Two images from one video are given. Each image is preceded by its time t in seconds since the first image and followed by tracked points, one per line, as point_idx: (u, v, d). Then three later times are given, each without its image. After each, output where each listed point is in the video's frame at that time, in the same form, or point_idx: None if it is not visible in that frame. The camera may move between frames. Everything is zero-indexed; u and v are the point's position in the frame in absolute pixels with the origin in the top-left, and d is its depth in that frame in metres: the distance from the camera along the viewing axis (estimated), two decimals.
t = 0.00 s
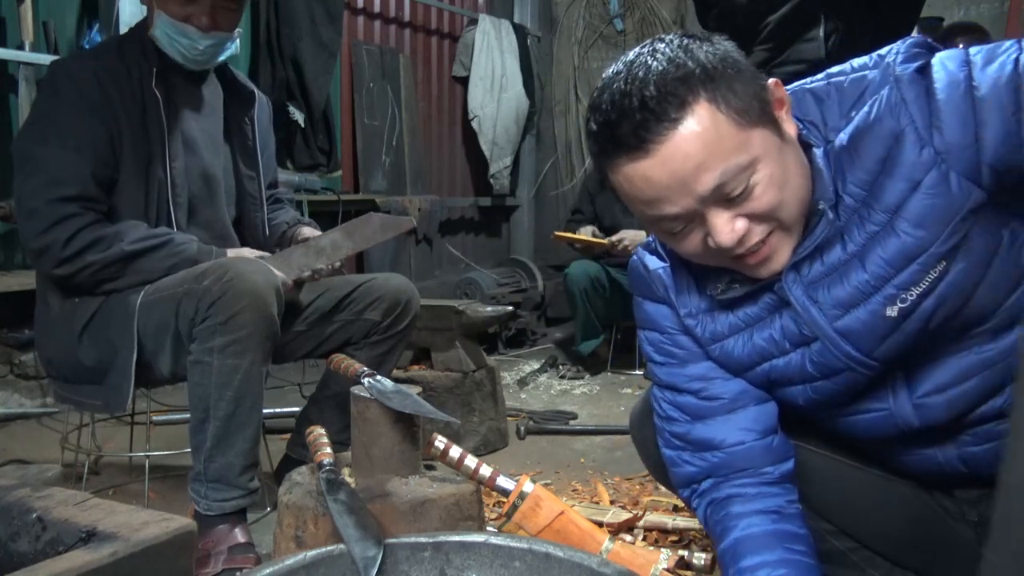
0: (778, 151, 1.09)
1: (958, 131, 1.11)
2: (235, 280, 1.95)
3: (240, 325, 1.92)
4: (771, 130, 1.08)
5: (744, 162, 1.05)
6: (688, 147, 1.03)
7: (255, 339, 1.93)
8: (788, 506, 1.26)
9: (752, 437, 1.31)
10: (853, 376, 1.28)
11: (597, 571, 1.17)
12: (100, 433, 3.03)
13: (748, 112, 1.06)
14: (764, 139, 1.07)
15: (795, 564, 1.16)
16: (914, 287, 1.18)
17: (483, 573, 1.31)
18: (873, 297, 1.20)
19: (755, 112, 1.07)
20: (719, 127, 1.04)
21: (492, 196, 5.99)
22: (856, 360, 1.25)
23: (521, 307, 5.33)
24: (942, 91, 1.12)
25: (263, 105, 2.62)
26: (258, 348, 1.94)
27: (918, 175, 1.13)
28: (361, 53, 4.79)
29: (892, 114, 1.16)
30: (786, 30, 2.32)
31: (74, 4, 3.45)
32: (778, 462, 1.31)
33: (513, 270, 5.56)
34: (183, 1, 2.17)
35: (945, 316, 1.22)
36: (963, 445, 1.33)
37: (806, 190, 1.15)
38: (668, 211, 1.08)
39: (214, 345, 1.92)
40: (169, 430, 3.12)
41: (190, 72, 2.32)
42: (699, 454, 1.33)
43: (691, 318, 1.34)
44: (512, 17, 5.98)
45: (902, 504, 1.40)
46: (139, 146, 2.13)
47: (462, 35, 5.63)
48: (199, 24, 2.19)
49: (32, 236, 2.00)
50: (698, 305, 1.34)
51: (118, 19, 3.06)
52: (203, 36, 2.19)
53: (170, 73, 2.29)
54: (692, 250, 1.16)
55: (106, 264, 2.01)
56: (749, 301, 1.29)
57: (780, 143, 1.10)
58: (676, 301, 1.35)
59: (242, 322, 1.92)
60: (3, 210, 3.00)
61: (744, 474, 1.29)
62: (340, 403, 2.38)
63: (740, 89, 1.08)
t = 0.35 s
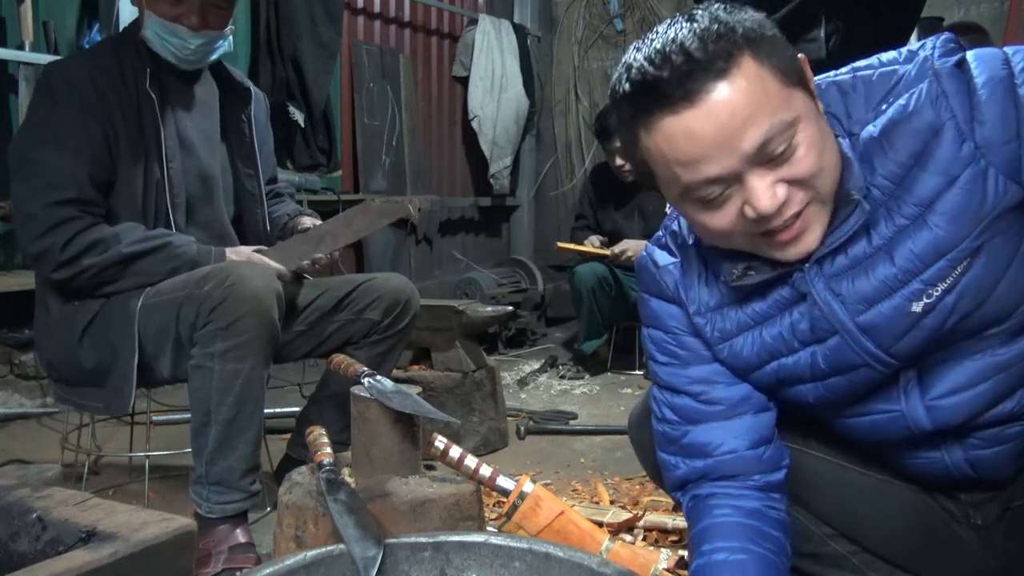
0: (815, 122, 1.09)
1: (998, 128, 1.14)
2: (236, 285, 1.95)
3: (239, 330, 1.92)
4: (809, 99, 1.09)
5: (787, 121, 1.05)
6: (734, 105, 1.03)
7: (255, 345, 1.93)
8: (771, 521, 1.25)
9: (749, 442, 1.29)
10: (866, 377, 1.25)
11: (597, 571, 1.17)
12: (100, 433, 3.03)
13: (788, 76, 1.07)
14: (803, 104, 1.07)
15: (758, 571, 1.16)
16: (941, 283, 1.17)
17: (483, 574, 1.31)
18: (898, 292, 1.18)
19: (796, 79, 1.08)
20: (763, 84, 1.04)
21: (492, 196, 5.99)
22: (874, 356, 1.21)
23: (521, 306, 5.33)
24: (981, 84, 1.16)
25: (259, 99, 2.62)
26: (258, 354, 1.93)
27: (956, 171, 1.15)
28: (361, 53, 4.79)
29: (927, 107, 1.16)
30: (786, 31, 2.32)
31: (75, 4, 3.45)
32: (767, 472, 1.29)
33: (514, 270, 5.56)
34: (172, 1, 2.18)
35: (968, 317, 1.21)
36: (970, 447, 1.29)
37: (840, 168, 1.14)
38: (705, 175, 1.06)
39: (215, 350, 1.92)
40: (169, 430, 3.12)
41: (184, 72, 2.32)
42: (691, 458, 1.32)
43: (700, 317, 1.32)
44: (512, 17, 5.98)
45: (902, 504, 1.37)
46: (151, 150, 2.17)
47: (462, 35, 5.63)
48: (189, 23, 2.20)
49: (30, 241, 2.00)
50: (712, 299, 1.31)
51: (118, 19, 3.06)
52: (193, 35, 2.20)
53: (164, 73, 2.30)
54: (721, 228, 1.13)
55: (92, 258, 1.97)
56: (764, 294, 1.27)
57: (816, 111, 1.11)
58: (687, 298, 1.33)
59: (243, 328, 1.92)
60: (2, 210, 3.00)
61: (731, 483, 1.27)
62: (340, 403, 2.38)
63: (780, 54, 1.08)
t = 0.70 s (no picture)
0: (844, 81, 1.11)
1: (991, 93, 1.16)
2: (231, 288, 1.95)
3: (233, 335, 1.92)
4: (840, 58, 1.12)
5: (818, 71, 1.07)
6: (768, 48, 1.05)
7: (252, 348, 1.93)
8: (773, 512, 1.24)
9: (754, 431, 1.28)
10: (878, 362, 1.22)
11: (598, 571, 1.17)
12: (99, 432, 3.03)
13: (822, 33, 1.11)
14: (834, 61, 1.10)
15: (770, 535, 1.19)
16: (953, 252, 1.16)
17: (483, 573, 1.31)
18: (905, 267, 1.17)
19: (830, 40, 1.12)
20: (798, 31, 1.07)
21: (492, 196, 5.99)
22: (884, 331, 1.19)
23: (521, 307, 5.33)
24: (973, 55, 1.18)
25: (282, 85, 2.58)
26: (255, 357, 1.93)
27: (959, 137, 1.16)
28: (361, 53, 4.79)
29: (933, 79, 1.18)
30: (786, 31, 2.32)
31: (75, 4, 3.46)
32: (770, 466, 1.28)
33: (513, 270, 5.56)
34: (175, 7, 2.16)
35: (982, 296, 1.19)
36: (975, 450, 1.25)
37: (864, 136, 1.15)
38: (735, 114, 1.07)
39: (210, 355, 1.91)
40: (169, 430, 3.12)
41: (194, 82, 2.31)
42: (693, 448, 1.30)
43: (714, 301, 1.32)
44: (512, 17, 5.97)
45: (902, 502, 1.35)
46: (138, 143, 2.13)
47: (462, 35, 5.63)
48: (195, 31, 2.18)
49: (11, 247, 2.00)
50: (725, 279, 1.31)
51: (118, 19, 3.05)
52: (198, 44, 2.19)
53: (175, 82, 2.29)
54: (744, 183, 1.13)
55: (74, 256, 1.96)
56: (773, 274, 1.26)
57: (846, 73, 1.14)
58: (700, 282, 1.33)
59: (238, 332, 1.92)
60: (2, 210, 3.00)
61: (735, 473, 1.26)
62: (340, 403, 2.37)
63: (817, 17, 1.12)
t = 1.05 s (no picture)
0: (871, 85, 1.10)
1: None
2: (196, 309, 1.94)
3: (204, 357, 1.92)
4: (875, 59, 1.10)
5: (826, 75, 1.06)
6: (770, 47, 1.06)
7: (223, 370, 1.93)
8: (755, 462, 1.37)
9: (756, 392, 1.40)
10: (870, 377, 1.29)
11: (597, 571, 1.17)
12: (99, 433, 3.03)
13: (857, 33, 1.09)
14: (862, 62, 1.08)
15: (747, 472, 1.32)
16: (949, 310, 1.17)
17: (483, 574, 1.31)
18: (902, 308, 1.20)
19: (870, 41, 1.10)
20: (807, 32, 1.06)
21: (492, 196, 5.99)
22: (874, 360, 1.25)
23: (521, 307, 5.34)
24: None
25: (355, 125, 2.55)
26: (230, 375, 1.94)
27: (980, 198, 1.14)
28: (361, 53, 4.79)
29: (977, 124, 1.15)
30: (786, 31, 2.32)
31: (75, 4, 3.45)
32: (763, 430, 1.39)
33: (514, 270, 5.57)
34: (262, 80, 2.05)
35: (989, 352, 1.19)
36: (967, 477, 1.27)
37: (892, 143, 1.14)
38: (741, 106, 1.09)
39: (183, 377, 1.90)
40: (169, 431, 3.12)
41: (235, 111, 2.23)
42: (698, 397, 1.43)
43: (742, 272, 1.42)
44: (512, 17, 5.98)
45: (916, 507, 1.34)
46: (181, 163, 2.03)
47: (462, 35, 5.63)
48: (279, 109, 2.08)
49: None
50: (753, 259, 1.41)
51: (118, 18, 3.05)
52: (279, 121, 2.09)
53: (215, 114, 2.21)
54: (755, 174, 1.17)
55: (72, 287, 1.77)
56: (795, 264, 1.34)
57: (882, 73, 1.11)
58: (733, 250, 1.43)
59: (207, 354, 1.92)
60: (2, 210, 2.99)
61: (728, 425, 1.39)
62: (340, 402, 2.37)
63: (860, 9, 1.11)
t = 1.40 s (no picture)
0: (821, 125, 1.18)
1: None
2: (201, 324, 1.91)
3: (208, 369, 1.90)
4: (827, 98, 1.17)
5: (772, 112, 1.19)
6: (731, 73, 1.21)
7: (230, 380, 1.93)
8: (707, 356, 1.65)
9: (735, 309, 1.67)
10: (868, 352, 1.43)
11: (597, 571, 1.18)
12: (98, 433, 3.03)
13: (807, 72, 1.16)
14: (812, 105, 1.17)
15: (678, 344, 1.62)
16: (952, 321, 1.26)
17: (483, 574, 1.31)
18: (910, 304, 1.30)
19: (824, 79, 1.16)
20: (753, 71, 1.18)
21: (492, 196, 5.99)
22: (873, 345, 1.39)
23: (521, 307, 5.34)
24: None
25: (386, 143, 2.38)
26: (233, 386, 1.93)
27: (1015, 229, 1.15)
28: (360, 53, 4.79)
29: None
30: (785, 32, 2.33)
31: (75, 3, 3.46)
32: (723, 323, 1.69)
33: (514, 270, 5.57)
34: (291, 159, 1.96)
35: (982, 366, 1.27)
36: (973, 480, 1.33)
37: (858, 172, 1.23)
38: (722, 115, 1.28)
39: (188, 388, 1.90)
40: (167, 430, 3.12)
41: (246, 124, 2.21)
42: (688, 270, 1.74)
43: (776, 216, 1.56)
44: (512, 17, 5.98)
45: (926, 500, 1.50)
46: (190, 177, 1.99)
47: (462, 35, 5.63)
48: (308, 188, 2.01)
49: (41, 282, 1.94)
50: (788, 214, 1.53)
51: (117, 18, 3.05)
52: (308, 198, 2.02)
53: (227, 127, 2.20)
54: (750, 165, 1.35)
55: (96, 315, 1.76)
56: (819, 232, 1.47)
57: (838, 112, 1.17)
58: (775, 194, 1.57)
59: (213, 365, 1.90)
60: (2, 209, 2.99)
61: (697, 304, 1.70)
62: (341, 403, 2.37)
63: (819, 42, 1.16)
